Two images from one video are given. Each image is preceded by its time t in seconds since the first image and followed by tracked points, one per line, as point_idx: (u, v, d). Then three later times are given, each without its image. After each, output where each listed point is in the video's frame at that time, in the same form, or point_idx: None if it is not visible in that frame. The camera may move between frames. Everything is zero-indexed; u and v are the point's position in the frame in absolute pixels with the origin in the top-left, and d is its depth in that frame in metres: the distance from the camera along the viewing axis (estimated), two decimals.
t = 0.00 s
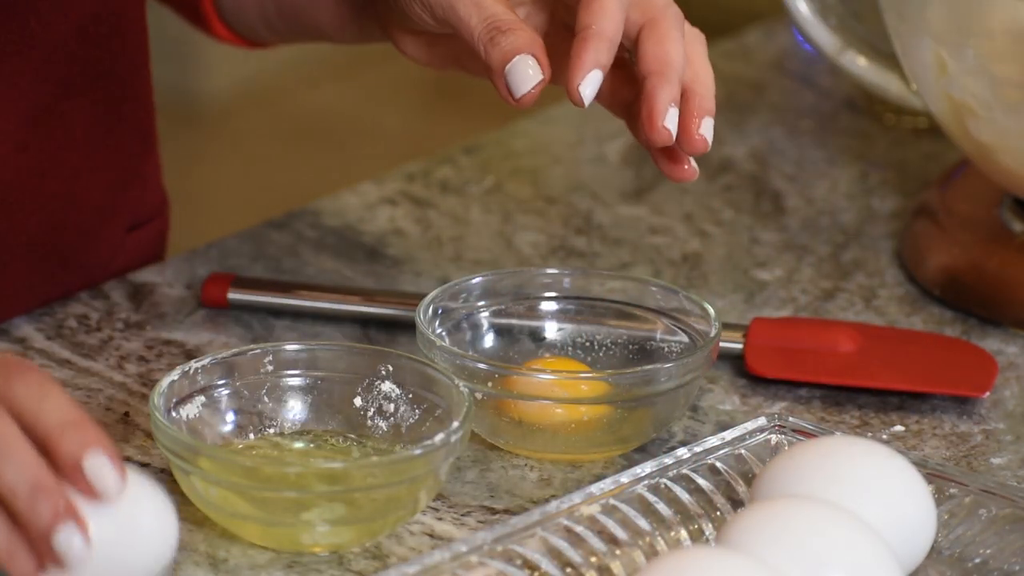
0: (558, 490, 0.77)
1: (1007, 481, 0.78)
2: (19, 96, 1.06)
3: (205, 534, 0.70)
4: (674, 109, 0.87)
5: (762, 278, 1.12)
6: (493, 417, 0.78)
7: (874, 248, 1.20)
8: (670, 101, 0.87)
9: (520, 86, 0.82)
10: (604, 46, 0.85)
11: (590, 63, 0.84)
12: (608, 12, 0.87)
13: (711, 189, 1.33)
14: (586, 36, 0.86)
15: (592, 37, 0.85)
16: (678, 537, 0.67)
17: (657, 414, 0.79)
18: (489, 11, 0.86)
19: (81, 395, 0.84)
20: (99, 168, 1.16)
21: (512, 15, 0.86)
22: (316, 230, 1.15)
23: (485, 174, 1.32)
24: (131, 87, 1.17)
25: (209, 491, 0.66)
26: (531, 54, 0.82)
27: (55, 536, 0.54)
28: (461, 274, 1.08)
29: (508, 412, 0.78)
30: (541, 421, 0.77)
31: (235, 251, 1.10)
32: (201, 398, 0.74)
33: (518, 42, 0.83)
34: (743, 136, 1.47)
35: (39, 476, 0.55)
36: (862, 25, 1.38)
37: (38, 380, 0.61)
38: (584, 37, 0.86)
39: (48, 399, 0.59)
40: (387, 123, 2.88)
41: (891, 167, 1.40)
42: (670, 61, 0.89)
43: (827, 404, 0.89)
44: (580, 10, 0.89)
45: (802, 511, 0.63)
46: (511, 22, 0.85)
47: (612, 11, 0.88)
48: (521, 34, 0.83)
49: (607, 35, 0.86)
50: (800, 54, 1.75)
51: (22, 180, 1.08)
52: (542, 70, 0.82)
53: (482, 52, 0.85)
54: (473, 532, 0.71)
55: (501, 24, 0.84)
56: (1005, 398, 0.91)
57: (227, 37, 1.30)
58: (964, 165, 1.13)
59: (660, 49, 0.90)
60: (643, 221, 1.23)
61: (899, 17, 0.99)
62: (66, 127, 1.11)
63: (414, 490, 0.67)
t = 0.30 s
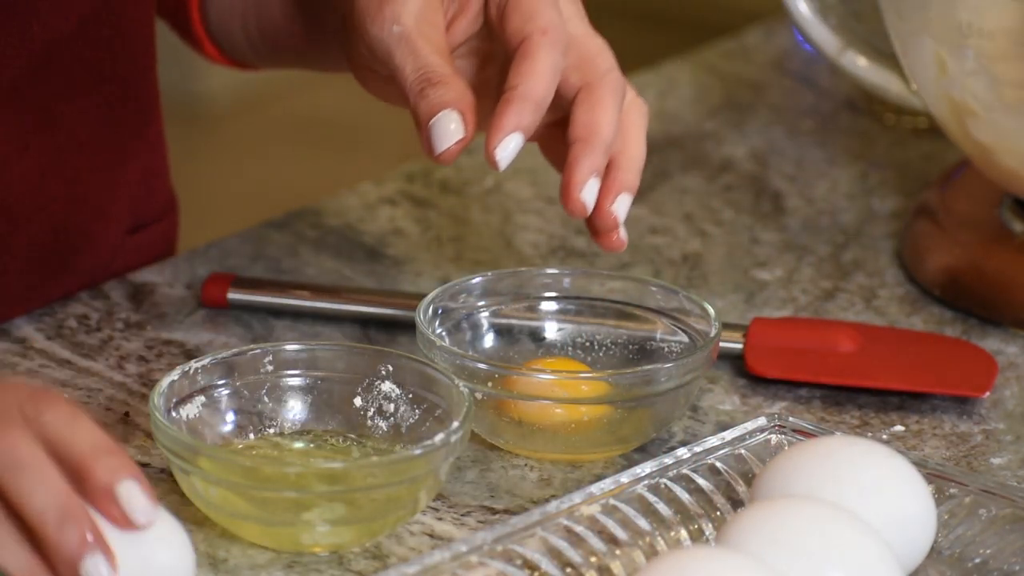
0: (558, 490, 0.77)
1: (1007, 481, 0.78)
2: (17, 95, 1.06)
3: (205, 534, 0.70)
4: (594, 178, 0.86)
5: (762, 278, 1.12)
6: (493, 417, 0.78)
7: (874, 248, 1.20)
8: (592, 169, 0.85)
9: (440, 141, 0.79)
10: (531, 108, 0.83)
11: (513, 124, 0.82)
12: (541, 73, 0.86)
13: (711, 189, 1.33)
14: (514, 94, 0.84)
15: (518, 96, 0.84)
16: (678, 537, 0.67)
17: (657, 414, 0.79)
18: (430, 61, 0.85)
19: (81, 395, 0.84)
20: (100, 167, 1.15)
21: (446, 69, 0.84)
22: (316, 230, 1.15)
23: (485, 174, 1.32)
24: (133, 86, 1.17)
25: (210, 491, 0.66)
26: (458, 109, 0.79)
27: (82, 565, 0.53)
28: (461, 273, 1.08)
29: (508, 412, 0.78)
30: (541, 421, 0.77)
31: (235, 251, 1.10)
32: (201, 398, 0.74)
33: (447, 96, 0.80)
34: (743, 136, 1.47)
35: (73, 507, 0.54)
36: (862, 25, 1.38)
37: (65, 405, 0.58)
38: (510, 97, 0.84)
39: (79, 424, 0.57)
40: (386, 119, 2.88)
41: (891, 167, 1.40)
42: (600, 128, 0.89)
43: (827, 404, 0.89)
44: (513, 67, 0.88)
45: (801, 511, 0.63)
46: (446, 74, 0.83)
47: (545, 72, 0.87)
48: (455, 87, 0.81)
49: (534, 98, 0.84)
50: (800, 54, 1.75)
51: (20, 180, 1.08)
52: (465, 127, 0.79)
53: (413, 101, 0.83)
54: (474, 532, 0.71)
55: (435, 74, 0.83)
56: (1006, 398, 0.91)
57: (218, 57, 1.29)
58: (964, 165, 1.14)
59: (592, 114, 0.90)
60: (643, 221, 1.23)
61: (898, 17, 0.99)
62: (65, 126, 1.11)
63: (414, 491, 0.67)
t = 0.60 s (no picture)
0: (558, 490, 0.77)
1: (1007, 481, 0.78)
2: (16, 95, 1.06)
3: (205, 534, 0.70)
4: (534, 219, 0.79)
5: (762, 278, 1.12)
6: (493, 417, 0.78)
7: (874, 248, 1.20)
8: (534, 208, 0.79)
9: (388, 154, 0.76)
10: (489, 136, 0.78)
11: (465, 153, 0.77)
12: (504, 103, 0.81)
13: (711, 189, 1.33)
14: (474, 120, 0.79)
15: (476, 124, 0.79)
16: (677, 537, 0.67)
17: (657, 415, 0.79)
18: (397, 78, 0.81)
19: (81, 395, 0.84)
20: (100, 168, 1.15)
21: (407, 91, 0.80)
22: (316, 230, 1.15)
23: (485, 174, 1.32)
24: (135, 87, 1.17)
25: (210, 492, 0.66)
26: (412, 128, 0.76)
27: (92, 538, 0.57)
28: (461, 273, 1.08)
29: (508, 412, 0.78)
30: (541, 421, 0.77)
31: (235, 251, 1.10)
32: (201, 398, 0.74)
33: (406, 113, 0.78)
34: (744, 136, 1.47)
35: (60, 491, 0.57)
36: (862, 25, 1.38)
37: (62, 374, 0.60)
38: (468, 123, 0.79)
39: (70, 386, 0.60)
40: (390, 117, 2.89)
41: (891, 167, 1.40)
42: (553, 167, 0.82)
43: (827, 404, 0.89)
44: (477, 92, 0.83)
45: (801, 511, 0.63)
46: (412, 94, 0.80)
47: (510, 100, 0.81)
48: (416, 104, 0.78)
49: (495, 126, 0.79)
50: (800, 54, 1.75)
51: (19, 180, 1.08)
52: (417, 147, 0.76)
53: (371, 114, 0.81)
54: (474, 532, 0.71)
55: (399, 91, 0.80)
56: (1006, 398, 0.91)
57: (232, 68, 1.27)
58: (964, 165, 1.14)
59: (550, 150, 0.83)
60: (643, 221, 1.23)
61: (898, 16, 0.99)
62: (66, 126, 1.11)
63: (414, 490, 0.67)
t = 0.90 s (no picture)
0: (558, 490, 0.77)
1: (1007, 481, 0.78)
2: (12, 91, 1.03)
3: (205, 534, 0.70)
4: (352, 306, 0.65)
5: (762, 278, 1.12)
6: (493, 417, 0.78)
7: (874, 248, 1.20)
8: (355, 292, 0.65)
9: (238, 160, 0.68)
10: (371, 208, 0.65)
11: (352, 224, 0.64)
12: (392, 175, 0.67)
13: (711, 189, 1.33)
14: (360, 189, 0.65)
15: (360, 192, 0.65)
16: (677, 537, 0.67)
17: (657, 415, 0.79)
18: (303, 100, 0.70)
19: (81, 395, 0.84)
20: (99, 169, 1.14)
21: (305, 115, 0.70)
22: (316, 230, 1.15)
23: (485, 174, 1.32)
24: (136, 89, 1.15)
25: (210, 492, 0.66)
26: (275, 149, 0.69)
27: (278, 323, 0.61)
28: (461, 273, 1.08)
29: (508, 412, 0.78)
30: (541, 421, 0.77)
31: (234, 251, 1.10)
32: (201, 398, 0.74)
33: (273, 130, 0.69)
34: (743, 136, 1.48)
35: (221, 287, 0.58)
36: (862, 25, 1.38)
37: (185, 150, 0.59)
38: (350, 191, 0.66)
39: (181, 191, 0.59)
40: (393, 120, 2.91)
41: (891, 167, 1.40)
42: (395, 255, 0.67)
43: (827, 404, 0.89)
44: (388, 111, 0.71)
45: (801, 512, 0.63)
46: (304, 119, 0.70)
47: (394, 174, 0.67)
48: (301, 128, 0.70)
49: (383, 198, 0.66)
50: (800, 54, 1.75)
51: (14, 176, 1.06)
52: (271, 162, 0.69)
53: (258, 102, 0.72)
54: (474, 532, 0.71)
55: (291, 101, 0.70)
56: (1006, 398, 0.91)
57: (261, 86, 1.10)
58: (964, 164, 1.14)
59: (396, 236, 0.67)
60: (644, 221, 1.23)
61: (899, 17, 0.99)
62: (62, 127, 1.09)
63: (414, 490, 0.67)
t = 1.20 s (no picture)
0: (558, 490, 0.77)
1: (1007, 481, 0.78)
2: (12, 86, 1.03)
3: (205, 534, 0.70)
4: (378, 367, 0.66)
5: (762, 278, 1.12)
6: (493, 417, 0.78)
7: (874, 248, 1.20)
8: (387, 356, 0.66)
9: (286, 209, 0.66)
10: (431, 286, 0.65)
11: (405, 301, 0.64)
12: (453, 255, 0.66)
13: (711, 189, 1.33)
14: (422, 267, 0.65)
15: (420, 272, 0.65)
16: (677, 537, 0.67)
17: (657, 414, 0.79)
18: (341, 138, 0.68)
19: (81, 395, 0.84)
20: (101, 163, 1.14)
21: (342, 153, 0.67)
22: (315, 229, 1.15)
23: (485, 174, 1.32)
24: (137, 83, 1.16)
25: (210, 492, 0.66)
26: (315, 188, 0.66)
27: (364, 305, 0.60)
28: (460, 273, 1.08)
29: (508, 412, 0.77)
30: (541, 421, 0.77)
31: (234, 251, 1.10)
32: (201, 398, 0.74)
33: (310, 164, 0.67)
34: (744, 136, 1.48)
35: (287, 220, 0.57)
36: (861, 25, 1.37)
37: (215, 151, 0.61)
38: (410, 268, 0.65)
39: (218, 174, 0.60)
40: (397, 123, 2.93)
41: (891, 167, 1.40)
42: (433, 323, 0.68)
43: (827, 404, 0.89)
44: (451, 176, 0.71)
45: (802, 512, 0.63)
46: (342, 155, 0.67)
47: (457, 256, 0.66)
48: (338, 163, 0.67)
49: (441, 279, 0.65)
50: (800, 54, 1.75)
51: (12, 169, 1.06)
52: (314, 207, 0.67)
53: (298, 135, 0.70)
54: (474, 532, 0.71)
55: (329, 138, 0.67)
56: (1006, 398, 0.91)
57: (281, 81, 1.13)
58: (964, 164, 1.14)
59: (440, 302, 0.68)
60: (644, 221, 1.23)
61: (898, 17, 0.99)
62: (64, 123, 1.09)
63: (414, 490, 0.67)
